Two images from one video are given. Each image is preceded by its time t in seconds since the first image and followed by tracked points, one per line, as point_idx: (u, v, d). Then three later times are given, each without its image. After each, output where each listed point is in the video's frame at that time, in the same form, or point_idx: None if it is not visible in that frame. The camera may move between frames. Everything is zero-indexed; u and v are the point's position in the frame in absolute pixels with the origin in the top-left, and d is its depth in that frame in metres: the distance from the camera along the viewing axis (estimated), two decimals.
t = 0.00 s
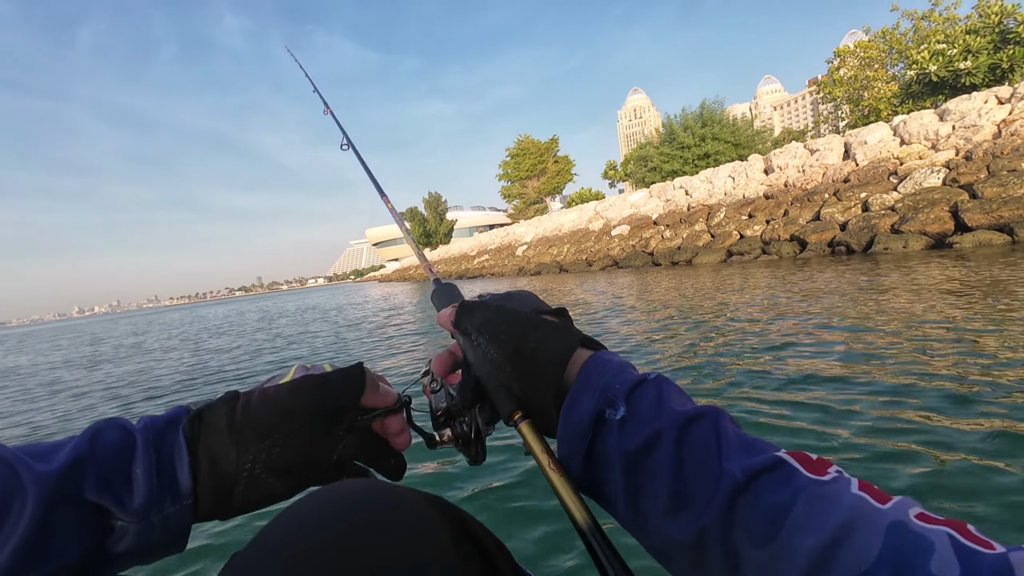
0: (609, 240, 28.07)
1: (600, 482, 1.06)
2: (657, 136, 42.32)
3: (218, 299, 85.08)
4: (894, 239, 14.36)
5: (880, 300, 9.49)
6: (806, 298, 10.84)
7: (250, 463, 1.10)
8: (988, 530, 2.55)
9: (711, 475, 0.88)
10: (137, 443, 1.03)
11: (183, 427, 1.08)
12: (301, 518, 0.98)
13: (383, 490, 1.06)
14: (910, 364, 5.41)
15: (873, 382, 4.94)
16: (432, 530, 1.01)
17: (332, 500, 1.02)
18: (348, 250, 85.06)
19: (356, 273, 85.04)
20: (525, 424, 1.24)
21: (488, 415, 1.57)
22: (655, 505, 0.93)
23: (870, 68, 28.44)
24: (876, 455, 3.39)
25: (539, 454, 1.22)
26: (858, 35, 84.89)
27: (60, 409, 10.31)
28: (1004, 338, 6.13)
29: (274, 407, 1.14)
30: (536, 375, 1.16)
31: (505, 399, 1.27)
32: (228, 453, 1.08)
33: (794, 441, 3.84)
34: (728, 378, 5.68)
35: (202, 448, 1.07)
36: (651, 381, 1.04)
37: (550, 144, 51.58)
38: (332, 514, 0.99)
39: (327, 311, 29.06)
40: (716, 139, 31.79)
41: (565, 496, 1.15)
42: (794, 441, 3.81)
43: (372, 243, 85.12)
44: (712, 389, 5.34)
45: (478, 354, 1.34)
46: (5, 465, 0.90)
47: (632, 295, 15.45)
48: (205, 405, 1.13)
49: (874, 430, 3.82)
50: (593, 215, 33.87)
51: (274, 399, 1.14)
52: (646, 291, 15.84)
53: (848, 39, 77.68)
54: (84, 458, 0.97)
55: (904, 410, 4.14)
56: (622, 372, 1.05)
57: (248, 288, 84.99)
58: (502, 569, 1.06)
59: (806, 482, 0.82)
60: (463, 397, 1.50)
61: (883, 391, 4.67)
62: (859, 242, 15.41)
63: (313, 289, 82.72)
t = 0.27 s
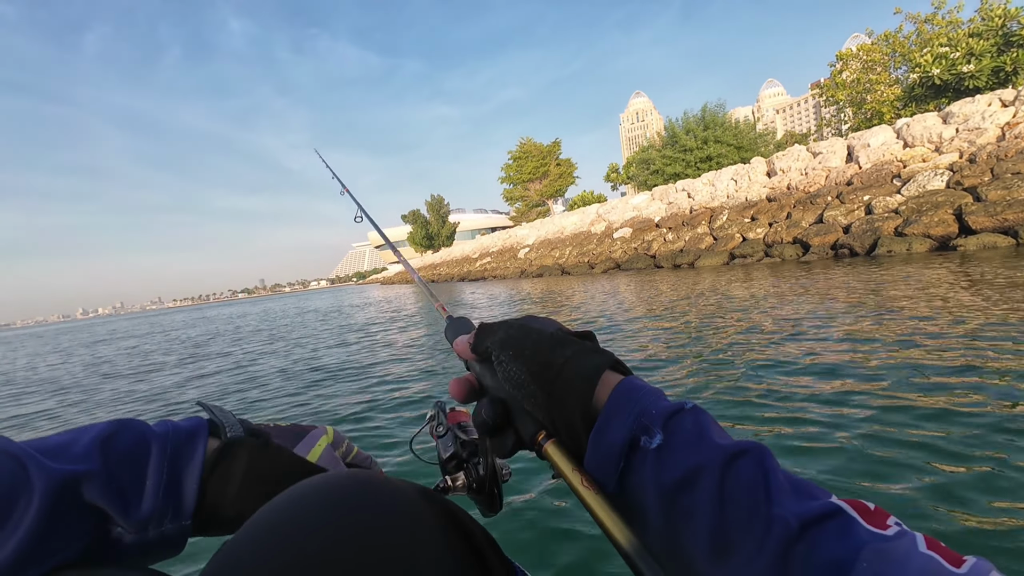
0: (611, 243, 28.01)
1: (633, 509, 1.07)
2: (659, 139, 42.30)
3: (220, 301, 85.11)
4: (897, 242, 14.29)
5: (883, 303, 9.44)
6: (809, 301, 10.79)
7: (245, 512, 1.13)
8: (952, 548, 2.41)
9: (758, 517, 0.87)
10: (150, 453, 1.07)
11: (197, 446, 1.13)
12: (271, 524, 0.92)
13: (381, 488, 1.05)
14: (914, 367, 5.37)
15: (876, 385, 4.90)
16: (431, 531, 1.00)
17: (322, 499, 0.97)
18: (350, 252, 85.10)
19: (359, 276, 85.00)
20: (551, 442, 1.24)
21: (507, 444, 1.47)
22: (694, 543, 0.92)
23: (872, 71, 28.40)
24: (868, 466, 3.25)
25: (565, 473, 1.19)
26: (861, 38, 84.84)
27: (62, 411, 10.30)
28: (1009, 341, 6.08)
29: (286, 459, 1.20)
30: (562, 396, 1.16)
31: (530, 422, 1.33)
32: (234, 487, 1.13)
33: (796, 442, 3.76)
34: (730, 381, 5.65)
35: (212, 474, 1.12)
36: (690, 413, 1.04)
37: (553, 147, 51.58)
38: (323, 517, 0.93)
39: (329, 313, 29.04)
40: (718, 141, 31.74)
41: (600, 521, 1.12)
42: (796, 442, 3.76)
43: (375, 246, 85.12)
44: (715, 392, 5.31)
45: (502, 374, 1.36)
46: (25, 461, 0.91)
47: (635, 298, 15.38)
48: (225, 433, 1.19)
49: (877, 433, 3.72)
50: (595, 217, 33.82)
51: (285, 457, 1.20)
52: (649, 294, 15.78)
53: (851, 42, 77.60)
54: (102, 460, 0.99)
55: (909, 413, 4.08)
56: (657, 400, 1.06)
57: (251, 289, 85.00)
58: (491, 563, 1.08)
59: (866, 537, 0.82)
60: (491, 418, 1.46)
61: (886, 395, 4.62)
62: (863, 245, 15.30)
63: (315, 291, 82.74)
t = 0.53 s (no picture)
0: (613, 245, 27.95)
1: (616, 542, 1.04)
2: (660, 142, 42.30)
3: (222, 303, 85.19)
4: (900, 245, 14.24)
5: (886, 306, 9.37)
6: (812, 304, 10.72)
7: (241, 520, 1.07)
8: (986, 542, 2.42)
9: (744, 554, 0.86)
10: (155, 448, 1.04)
11: (201, 443, 1.09)
12: (283, 514, 0.89)
13: (381, 486, 1.01)
14: (918, 370, 5.30)
15: (881, 387, 4.83)
16: (433, 539, 0.94)
17: (311, 505, 0.91)
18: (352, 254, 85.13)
19: (360, 278, 85.03)
20: (540, 463, 1.16)
21: (503, 446, 1.44)
22: None
23: (874, 73, 28.35)
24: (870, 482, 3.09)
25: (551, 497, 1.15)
26: (863, 41, 84.84)
27: (64, 412, 10.30)
28: (1014, 345, 6.01)
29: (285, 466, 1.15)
30: (554, 425, 1.13)
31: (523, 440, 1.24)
32: (232, 490, 1.07)
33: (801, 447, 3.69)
34: (733, 383, 5.60)
35: (214, 475, 1.07)
36: (678, 447, 1.02)
37: (554, 149, 51.59)
38: (304, 517, 0.88)
39: (330, 315, 29.04)
40: (719, 144, 31.71)
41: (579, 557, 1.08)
42: (799, 446, 3.70)
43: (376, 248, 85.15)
44: (717, 394, 5.26)
45: (501, 388, 1.28)
46: (28, 453, 0.90)
47: (636, 300, 15.36)
48: (231, 432, 1.14)
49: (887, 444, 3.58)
50: (596, 220, 33.81)
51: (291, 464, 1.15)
52: (650, 297, 15.76)
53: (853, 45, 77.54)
54: (103, 455, 0.97)
55: (912, 416, 4.04)
56: (646, 435, 1.03)
57: (252, 292, 85.03)
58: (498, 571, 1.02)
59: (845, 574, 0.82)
60: (489, 422, 1.40)
61: (892, 398, 4.55)
62: (865, 248, 15.27)
63: (317, 294, 82.81)
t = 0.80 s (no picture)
0: (613, 248, 27.90)
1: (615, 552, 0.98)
2: (661, 144, 42.28)
3: (223, 304, 85.02)
4: (901, 247, 14.18)
5: (887, 309, 9.30)
6: (812, 306, 10.66)
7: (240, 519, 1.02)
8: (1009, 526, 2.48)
9: (745, 564, 0.81)
10: (147, 447, 0.99)
11: (196, 442, 1.03)
12: (283, 512, 0.88)
13: (380, 489, 0.99)
14: (921, 372, 5.25)
15: (880, 389, 4.83)
16: (429, 534, 0.93)
17: (312, 510, 0.89)
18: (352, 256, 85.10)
19: (361, 280, 84.98)
20: (542, 469, 1.12)
21: (504, 455, 1.44)
22: None
23: (875, 75, 28.26)
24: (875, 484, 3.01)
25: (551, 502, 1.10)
26: (863, 43, 84.84)
27: (63, 415, 10.26)
28: (1018, 347, 5.94)
29: (283, 463, 1.09)
30: (555, 431, 1.07)
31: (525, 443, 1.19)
32: (227, 488, 1.01)
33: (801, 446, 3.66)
34: (734, 385, 5.54)
35: (209, 473, 1.02)
36: (680, 451, 0.97)
37: (555, 151, 51.60)
38: (300, 518, 0.86)
39: (331, 317, 29.02)
40: (720, 146, 31.68)
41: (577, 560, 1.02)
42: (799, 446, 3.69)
43: (377, 250, 85.05)
44: (718, 396, 5.21)
45: (504, 394, 1.24)
46: (16, 455, 0.87)
47: (636, 302, 15.33)
48: (225, 428, 1.09)
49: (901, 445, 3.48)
50: (596, 222, 33.77)
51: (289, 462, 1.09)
52: (651, 299, 15.72)
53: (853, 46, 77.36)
54: (94, 453, 0.93)
55: (912, 416, 4.03)
56: (650, 440, 0.98)
57: (253, 294, 85.00)
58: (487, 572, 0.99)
59: None
60: (490, 431, 1.39)
61: (896, 400, 4.49)
62: (866, 249, 15.22)
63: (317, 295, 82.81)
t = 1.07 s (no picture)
0: (614, 248, 27.93)
1: (620, 551, 1.01)
2: (661, 145, 42.31)
3: (224, 306, 85.07)
4: (902, 247, 14.19)
5: (886, 310, 9.33)
6: (811, 307, 10.68)
7: (234, 528, 1.05)
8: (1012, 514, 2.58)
9: (746, 559, 0.84)
10: (146, 459, 1.04)
11: (194, 453, 1.09)
12: (287, 517, 0.94)
13: (381, 498, 1.06)
14: (919, 373, 5.27)
15: (874, 389, 4.90)
16: (427, 534, 1.01)
17: (315, 507, 0.96)
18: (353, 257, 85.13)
19: (362, 281, 85.02)
20: (544, 470, 1.16)
21: (506, 461, 1.36)
22: None
23: (875, 75, 28.26)
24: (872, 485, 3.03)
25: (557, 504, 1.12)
26: (864, 42, 84.80)
27: (65, 416, 10.31)
28: (1016, 348, 5.97)
29: (284, 468, 1.15)
30: (554, 431, 1.12)
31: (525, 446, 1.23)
32: (225, 496, 1.06)
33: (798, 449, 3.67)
34: (731, 386, 5.57)
35: (209, 482, 1.07)
36: (680, 449, 1.01)
37: (555, 152, 51.63)
38: (302, 522, 0.92)
39: (332, 318, 29.07)
40: (721, 147, 31.70)
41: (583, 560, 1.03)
42: (792, 445, 3.76)
43: (378, 251, 85.09)
44: (716, 398, 5.23)
45: (500, 397, 1.28)
46: (11, 468, 0.90)
47: (637, 303, 15.38)
48: (224, 437, 1.15)
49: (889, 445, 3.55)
50: (597, 223, 33.81)
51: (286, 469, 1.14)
52: (651, 299, 15.76)
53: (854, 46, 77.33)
54: (94, 466, 0.98)
55: (905, 415, 4.10)
56: (650, 436, 1.01)
57: (254, 295, 85.05)
58: None
59: None
60: (490, 437, 1.36)
61: (892, 400, 4.53)
62: (866, 250, 15.26)
63: (318, 296, 82.87)
